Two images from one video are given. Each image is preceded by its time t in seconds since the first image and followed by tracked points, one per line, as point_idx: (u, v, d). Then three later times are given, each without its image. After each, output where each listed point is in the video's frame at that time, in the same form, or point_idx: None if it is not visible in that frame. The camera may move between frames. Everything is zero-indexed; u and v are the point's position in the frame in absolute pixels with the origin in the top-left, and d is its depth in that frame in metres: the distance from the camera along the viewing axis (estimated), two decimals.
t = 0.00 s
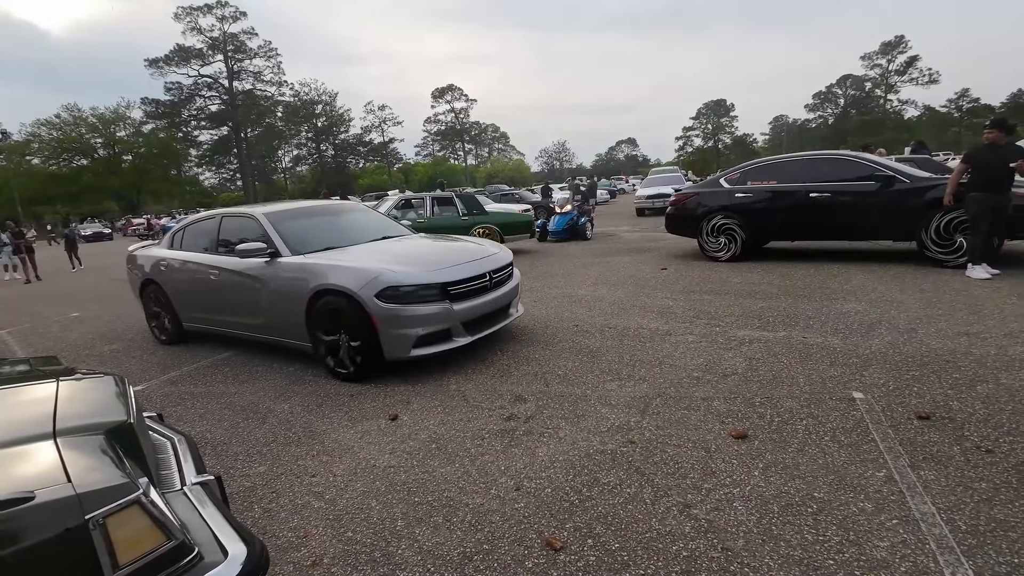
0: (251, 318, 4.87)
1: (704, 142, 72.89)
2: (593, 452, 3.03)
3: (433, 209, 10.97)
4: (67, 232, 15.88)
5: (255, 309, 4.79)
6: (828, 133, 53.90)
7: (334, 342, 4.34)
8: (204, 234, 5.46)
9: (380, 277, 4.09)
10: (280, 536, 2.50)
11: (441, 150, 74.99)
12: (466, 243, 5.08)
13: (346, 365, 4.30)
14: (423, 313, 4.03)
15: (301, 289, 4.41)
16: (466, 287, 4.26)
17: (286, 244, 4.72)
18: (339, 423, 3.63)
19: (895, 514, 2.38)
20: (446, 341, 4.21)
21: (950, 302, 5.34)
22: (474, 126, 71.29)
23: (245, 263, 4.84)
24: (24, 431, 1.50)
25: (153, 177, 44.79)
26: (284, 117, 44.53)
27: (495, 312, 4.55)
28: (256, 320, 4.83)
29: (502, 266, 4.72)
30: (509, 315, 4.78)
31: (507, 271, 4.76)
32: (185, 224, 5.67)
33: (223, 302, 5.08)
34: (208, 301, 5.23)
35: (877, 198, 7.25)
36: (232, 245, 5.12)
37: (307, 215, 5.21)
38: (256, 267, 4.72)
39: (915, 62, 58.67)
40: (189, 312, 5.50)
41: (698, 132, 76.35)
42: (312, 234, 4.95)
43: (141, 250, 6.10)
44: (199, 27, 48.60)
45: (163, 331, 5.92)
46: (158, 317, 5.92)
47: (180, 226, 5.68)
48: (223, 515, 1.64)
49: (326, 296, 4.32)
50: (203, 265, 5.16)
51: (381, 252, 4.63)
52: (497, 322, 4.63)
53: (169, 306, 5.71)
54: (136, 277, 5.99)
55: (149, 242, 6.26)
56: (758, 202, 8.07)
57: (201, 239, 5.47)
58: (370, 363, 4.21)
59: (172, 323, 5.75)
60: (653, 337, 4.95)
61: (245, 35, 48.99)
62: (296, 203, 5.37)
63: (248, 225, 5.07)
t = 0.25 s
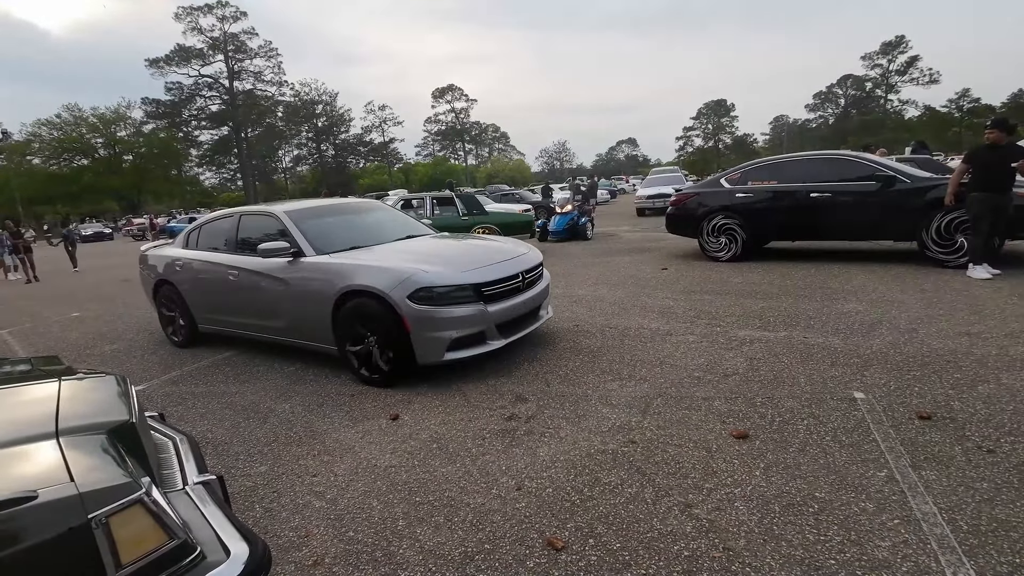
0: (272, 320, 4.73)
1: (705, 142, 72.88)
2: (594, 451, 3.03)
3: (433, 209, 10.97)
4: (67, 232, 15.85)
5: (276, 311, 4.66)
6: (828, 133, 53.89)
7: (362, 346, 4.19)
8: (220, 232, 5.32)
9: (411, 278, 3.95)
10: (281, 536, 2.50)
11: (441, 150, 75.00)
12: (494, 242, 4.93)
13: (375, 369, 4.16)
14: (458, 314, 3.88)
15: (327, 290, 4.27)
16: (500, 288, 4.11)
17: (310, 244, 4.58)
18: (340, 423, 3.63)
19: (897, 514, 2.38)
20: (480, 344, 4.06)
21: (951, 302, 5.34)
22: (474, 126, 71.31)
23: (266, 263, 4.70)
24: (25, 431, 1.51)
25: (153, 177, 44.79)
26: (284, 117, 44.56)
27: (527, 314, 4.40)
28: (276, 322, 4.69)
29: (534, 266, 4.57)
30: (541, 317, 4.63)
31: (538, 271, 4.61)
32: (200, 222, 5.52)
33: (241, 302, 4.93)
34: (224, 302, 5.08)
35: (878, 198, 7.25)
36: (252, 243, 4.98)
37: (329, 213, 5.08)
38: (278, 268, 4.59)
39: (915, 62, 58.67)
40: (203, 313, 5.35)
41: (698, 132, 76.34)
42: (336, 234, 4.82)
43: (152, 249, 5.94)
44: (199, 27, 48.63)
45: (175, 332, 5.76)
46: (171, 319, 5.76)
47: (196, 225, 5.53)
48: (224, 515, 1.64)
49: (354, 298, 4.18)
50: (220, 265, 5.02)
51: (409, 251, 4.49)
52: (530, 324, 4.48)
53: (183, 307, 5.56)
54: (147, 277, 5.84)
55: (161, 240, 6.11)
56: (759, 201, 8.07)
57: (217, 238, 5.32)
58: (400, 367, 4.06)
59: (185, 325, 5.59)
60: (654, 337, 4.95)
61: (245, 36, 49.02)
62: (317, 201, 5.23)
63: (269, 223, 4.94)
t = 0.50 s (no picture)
0: (295, 322, 4.57)
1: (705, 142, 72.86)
2: (594, 452, 3.03)
3: (433, 210, 10.96)
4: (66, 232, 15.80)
5: (300, 314, 4.49)
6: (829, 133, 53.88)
7: (393, 350, 4.04)
8: (239, 231, 5.15)
9: (446, 278, 3.80)
10: (282, 536, 2.50)
11: (441, 150, 75.02)
12: (524, 241, 4.77)
13: (407, 374, 4.01)
14: (495, 317, 3.73)
15: (355, 291, 4.12)
16: (537, 289, 3.96)
17: (336, 243, 4.43)
18: (340, 423, 3.62)
19: (898, 514, 2.37)
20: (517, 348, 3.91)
21: (952, 302, 5.34)
22: (474, 126, 71.34)
23: (290, 263, 4.54)
24: (25, 431, 1.51)
25: (153, 177, 44.81)
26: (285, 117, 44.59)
27: (563, 316, 4.24)
28: (300, 325, 4.53)
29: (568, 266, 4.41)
30: (575, 319, 4.47)
31: (572, 272, 4.45)
32: (216, 222, 5.35)
33: (262, 304, 4.76)
34: (243, 304, 4.91)
35: (878, 198, 7.24)
36: (273, 244, 4.81)
37: (352, 212, 4.91)
38: (303, 269, 4.43)
39: (915, 62, 58.67)
40: (220, 314, 5.18)
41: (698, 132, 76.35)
42: (362, 233, 4.66)
43: (166, 249, 5.77)
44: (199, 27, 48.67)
45: (191, 335, 5.59)
46: (186, 321, 5.59)
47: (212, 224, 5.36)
48: (225, 514, 1.64)
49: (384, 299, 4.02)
50: (240, 265, 4.85)
51: (439, 250, 4.34)
52: (565, 327, 4.32)
53: (199, 309, 5.39)
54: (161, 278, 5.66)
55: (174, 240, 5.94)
56: (760, 201, 8.07)
57: (235, 238, 5.15)
58: (434, 371, 3.91)
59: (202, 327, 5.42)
60: (654, 337, 4.94)
61: (246, 36, 49.06)
62: (339, 199, 5.07)
63: (291, 222, 4.77)
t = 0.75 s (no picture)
0: (320, 324, 4.40)
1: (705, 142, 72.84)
2: (593, 451, 3.03)
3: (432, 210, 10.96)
4: (65, 233, 15.77)
5: (327, 316, 4.32)
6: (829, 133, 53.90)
7: (428, 355, 3.87)
8: (259, 230, 4.99)
9: (486, 279, 3.63)
10: (282, 536, 2.50)
11: (442, 150, 75.02)
12: (557, 240, 4.61)
13: (443, 380, 3.84)
14: (537, 320, 3.56)
15: (386, 293, 3.95)
16: (578, 290, 3.79)
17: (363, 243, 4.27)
18: (341, 423, 3.62)
19: (898, 514, 2.37)
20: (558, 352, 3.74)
21: (953, 302, 5.34)
22: (474, 126, 71.36)
23: (315, 263, 4.37)
24: (26, 430, 1.51)
25: (154, 177, 44.81)
26: (285, 117, 44.63)
27: (602, 318, 4.07)
28: (326, 327, 4.36)
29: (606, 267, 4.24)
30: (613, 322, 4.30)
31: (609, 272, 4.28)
32: (235, 220, 5.19)
33: (284, 306, 4.60)
34: (265, 305, 4.75)
35: (878, 198, 7.24)
36: (295, 243, 4.65)
37: (376, 211, 4.76)
38: (329, 269, 4.26)
39: (915, 62, 58.71)
40: (240, 316, 5.02)
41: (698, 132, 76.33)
42: (388, 233, 4.50)
43: (182, 250, 5.60)
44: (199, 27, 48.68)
45: (208, 337, 5.42)
46: (203, 323, 5.43)
47: (231, 222, 5.20)
48: (226, 514, 1.64)
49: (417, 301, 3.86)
50: (262, 265, 4.68)
51: (472, 249, 4.16)
52: (603, 330, 4.15)
53: (217, 311, 5.22)
54: (176, 279, 5.50)
55: (189, 240, 5.78)
56: (760, 201, 8.06)
57: (254, 238, 4.99)
58: (471, 377, 3.74)
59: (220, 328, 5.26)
60: (655, 337, 4.94)
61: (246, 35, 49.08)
62: (363, 197, 4.91)
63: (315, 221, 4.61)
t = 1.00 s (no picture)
0: (348, 328, 4.21)
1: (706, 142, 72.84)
2: (594, 451, 3.03)
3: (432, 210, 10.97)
4: (65, 233, 15.73)
5: (356, 319, 4.13)
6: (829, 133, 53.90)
7: (467, 361, 3.69)
8: (281, 229, 4.80)
9: (530, 281, 3.44)
10: (282, 536, 2.50)
11: (442, 150, 75.04)
12: (593, 239, 4.42)
13: (485, 388, 3.66)
14: (585, 323, 3.37)
15: (421, 294, 3.77)
16: (625, 291, 3.60)
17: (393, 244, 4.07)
18: (341, 423, 3.62)
19: (898, 514, 2.37)
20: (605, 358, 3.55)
21: (953, 302, 5.33)
22: (474, 126, 71.39)
23: (344, 263, 4.18)
24: (26, 430, 1.51)
25: (154, 177, 44.83)
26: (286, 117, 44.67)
27: (647, 321, 3.88)
28: (355, 330, 4.17)
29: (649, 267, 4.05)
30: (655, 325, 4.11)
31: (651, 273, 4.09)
32: (254, 220, 5.02)
33: (309, 308, 4.41)
34: (288, 307, 4.56)
35: (878, 199, 7.24)
36: (321, 242, 4.46)
37: (403, 209, 4.58)
38: (359, 269, 4.08)
39: (915, 62, 58.74)
40: (260, 318, 4.83)
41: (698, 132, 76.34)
42: (418, 232, 4.30)
43: (197, 249, 5.40)
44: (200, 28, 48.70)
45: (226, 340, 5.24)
46: (221, 325, 5.25)
47: (250, 222, 5.03)
48: (226, 514, 1.65)
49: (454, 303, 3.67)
50: (285, 265, 4.49)
51: (510, 249, 3.97)
52: (647, 333, 3.96)
53: (235, 312, 5.04)
54: (191, 280, 5.30)
55: (204, 240, 5.59)
56: (760, 201, 8.06)
57: (275, 236, 4.80)
58: (513, 384, 3.55)
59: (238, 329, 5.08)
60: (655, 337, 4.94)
61: (246, 36, 49.11)
62: (389, 195, 4.72)
63: (341, 219, 4.42)
